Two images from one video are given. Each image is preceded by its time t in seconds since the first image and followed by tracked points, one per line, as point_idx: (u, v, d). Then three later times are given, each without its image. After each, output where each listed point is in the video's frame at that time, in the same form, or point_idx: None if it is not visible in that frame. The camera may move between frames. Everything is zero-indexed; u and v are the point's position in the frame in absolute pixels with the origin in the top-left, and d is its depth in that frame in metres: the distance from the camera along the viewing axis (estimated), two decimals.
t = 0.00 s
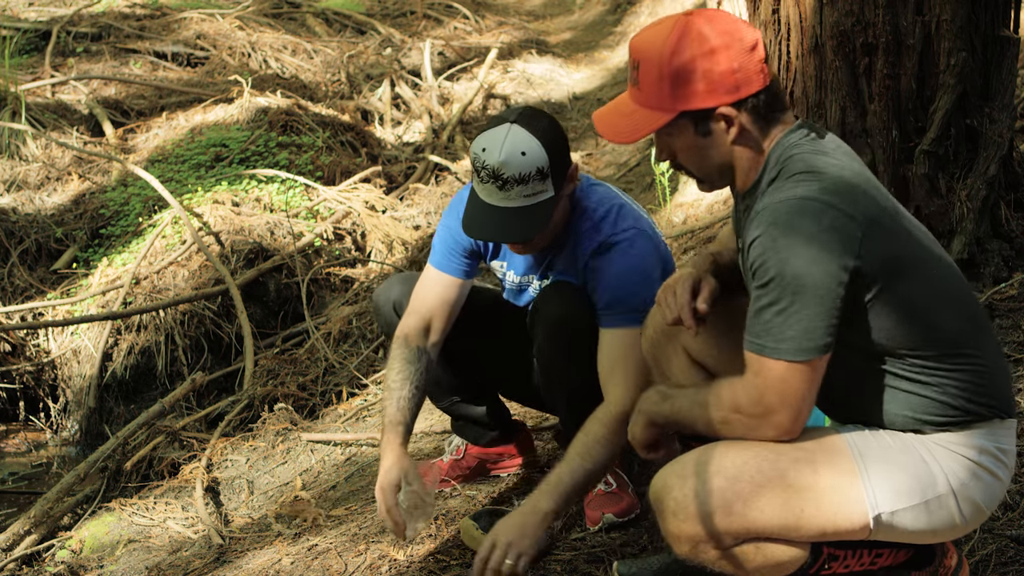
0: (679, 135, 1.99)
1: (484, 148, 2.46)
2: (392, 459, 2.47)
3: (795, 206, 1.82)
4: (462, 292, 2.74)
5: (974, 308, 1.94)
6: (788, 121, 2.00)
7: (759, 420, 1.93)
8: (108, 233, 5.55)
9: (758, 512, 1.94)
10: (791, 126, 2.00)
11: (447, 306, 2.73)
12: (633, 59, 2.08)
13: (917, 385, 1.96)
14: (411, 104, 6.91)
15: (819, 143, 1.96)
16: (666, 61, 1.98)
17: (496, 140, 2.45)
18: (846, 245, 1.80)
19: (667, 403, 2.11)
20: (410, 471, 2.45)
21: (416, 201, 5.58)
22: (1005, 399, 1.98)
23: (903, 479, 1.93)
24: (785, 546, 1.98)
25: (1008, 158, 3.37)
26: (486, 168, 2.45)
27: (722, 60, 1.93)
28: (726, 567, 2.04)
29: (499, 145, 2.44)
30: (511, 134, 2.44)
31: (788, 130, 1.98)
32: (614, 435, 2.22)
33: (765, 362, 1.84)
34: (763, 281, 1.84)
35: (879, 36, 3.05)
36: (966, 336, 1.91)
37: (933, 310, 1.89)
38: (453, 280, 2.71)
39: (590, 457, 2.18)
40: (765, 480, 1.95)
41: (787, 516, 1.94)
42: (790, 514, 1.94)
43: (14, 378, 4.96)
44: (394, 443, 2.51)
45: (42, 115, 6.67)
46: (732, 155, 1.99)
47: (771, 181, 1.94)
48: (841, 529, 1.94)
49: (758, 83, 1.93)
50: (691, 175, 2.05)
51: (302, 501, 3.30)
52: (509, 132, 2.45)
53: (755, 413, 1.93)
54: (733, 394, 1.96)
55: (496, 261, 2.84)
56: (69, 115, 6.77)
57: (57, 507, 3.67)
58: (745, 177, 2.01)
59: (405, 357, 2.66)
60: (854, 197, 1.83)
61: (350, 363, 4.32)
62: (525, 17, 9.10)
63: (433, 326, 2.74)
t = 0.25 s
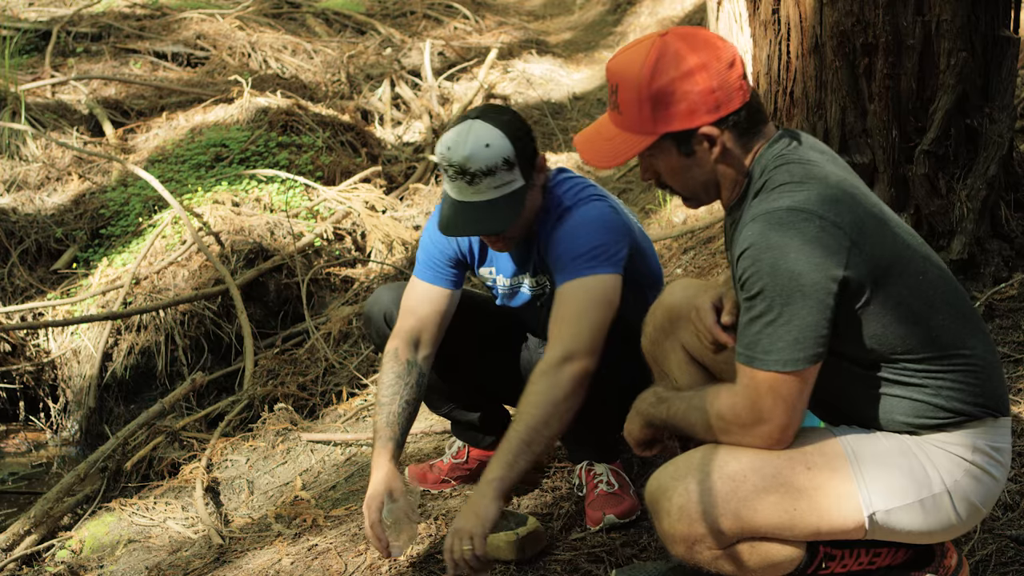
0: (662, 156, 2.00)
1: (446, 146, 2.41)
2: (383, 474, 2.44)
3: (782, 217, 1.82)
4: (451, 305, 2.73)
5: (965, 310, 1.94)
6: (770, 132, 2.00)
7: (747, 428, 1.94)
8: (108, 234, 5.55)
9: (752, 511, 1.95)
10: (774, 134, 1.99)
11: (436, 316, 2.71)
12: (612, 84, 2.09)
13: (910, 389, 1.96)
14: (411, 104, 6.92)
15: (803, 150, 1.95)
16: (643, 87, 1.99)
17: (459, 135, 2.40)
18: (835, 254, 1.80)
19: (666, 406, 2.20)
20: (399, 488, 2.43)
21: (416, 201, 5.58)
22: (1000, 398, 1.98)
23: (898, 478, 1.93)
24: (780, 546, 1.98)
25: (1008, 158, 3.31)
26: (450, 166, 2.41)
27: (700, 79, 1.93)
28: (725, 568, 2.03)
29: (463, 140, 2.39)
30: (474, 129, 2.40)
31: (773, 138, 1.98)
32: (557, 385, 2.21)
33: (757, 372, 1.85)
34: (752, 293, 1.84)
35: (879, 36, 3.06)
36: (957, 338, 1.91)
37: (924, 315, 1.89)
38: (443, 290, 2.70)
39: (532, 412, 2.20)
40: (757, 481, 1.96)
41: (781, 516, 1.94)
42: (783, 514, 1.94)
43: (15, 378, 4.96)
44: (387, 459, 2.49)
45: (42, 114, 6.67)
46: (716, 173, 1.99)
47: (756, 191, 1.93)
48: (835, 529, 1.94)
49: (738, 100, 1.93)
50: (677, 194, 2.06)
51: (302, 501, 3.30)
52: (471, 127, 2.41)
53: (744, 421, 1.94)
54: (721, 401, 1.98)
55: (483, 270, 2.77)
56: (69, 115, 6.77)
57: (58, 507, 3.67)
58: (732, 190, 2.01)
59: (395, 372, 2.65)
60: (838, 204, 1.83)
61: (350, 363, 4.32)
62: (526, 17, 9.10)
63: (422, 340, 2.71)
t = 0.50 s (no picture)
0: (645, 172, 2.00)
1: (409, 158, 2.44)
2: (384, 484, 2.44)
3: (763, 218, 1.83)
4: (446, 302, 2.73)
5: (954, 309, 1.94)
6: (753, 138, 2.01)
7: (734, 430, 1.95)
8: (107, 233, 5.55)
9: (749, 511, 1.95)
10: (758, 139, 2.01)
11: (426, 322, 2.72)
12: (590, 105, 2.08)
13: (900, 389, 1.97)
14: (410, 104, 6.92)
15: (786, 153, 1.96)
16: (621, 106, 1.99)
17: (420, 148, 2.43)
18: (816, 255, 1.81)
19: (661, 410, 2.22)
20: (399, 500, 2.43)
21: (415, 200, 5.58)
22: (996, 398, 1.97)
23: (895, 479, 1.93)
24: (778, 547, 1.98)
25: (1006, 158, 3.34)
26: (415, 178, 2.43)
27: (677, 95, 1.95)
28: (725, 568, 2.03)
29: (421, 151, 2.43)
30: (431, 138, 2.43)
31: (758, 143, 1.99)
32: (534, 411, 2.24)
33: (742, 375, 1.86)
34: (735, 295, 1.85)
35: (878, 35, 3.05)
36: (945, 338, 1.92)
37: (909, 314, 1.90)
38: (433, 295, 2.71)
39: (510, 439, 2.24)
40: (752, 482, 1.96)
41: (778, 516, 1.94)
42: (780, 515, 1.94)
43: (14, 378, 4.95)
44: (388, 470, 2.48)
45: (41, 114, 6.67)
46: (700, 186, 1.99)
47: (739, 195, 1.94)
48: (832, 530, 1.94)
49: (716, 113, 1.95)
50: (663, 210, 2.06)
51: (300, 501, 3.30)
52: (431, 137, 2.44)
53: (732, 423, 1.94)
54: (712, 403, 1.99)
55: (467, 275, 2.82)
56: (68, 115, 6.76)
57: (57, 507, 3.67)
58: (715, 203, 2.01)
59: (393, 379, 2.65)
60: (820, 205, 1.85)
61: (350, 363, 4.32)
62: (525, 17, 9.10)
63: (416, 345, 2.72)
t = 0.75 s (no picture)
0: (637, 173, 2.00)
1: (404, 162, 2.43)
2: (388, 488, 2.40)
3: (757, 215, 1.83)
4: (435, 302, 2.73)
5: (950, 304, 1.94)
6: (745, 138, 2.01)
7: (733, 427, 1.95)
8: (107, 231, 5.55)
9: (751, 510, 1.95)
10: (750, 138, 2.01)
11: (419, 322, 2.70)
12: (581, 108, 2.09)
13: (898, 385, 1.97)
14: (410, 102, 6.91)
15: (779, 151, 1.96)
16: (611, 107, 1.99)
17: (414, 151, 2.42)
18: (811, 251, 1.81)
19: (664, 410, 2.22)
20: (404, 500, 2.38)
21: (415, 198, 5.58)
22: (995, 393, 1.97)
23: (896, 476, 1.93)
24: (780, 545, 1.98)
25: (1008, 156, 3.34)
26: (411, 181, 2.42)
27: (666, 95, 1.95)
28: (726, 567, 2.03)
29: (416, 154, 2.41)
30: (427, 142, 2.43)
31: (751, 141, 2.00)
32: (538, 417, 2.23)
33: (739, 372, 1.86)
34: (730, 291, 1.85)
35: (879, 33, 3.04)
36: (942, 333, 1.92)
37: (906, 310, 1.90)
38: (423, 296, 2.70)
39: (515, 446, 2.22)
40: (754, 480, 1.96)
41: (780, 514, 1.94)
42: (783, 513, 1.94)
43: (14, 376, 4.95)
44: (389, 471, 2.46)
45: (41, 111, 6.66)
46: (692, 187, 1.99)
47: (733, 192, 1.95)
48: (834, 528, 1.94)
49: (706, 112, 1.95)
50: (656, 212, 2.06)
51: (301, 498, 3.30)
52: (425, 140, 2.43)
53: (732, 421, 1.94)
54: (712, 401, 1.99)
55: (459, 271, 2.86)
56: (68, 112, 6.76)
57: (57, 504, 3.67)
58: (709, 204, 2.01)
59: (388, 381, 2.65)
60: (814, 201, 1.85)
61: (350, 361, 4.31)
62: (525, 14, 9.09)
63: (410, 346, 2.71)
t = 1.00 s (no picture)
0: (638, 168, 1.98)
1: (420, 151, 2.39)
2: (389, 483, 2.43)
3: (761, 204, 1.83)
4: (429, 296, 2.71)
5: (954, 293, 1.94)
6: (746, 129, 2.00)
7: (739, 418, 1.95)
8: (110, 219, 5.54)
9: (756, 498, 1.94)
10: (750, 131, 2.00)
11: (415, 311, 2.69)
12: (580, 103, 2.04)
13: (903, 374, 1.96)
14: (413, 91, 6.89)
15: (781, 143, 1.96)
16: (612, 103, 1.95)
17: (432, 140, 2.38)
18: (816, 239, 1.80)
19: (666, 399, 2.20)
20: (406, 498, 2.41)
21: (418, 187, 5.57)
22: (999, 380, 1.97)
23: (901, 464, 1.92)
24: (786, 533, 1.97)
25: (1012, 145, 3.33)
26: (426, 171, 2.38)
27: (667, 90, 1.92)
28: (731, 555, 2.02)
29: (436, 144, 2.38)
30: (446, 132, 2.39)
31: (752, 133, 1.99)
32: (538, 394, 2.26)
33: (746, 362, 1.85)
34: (736, 281, 1.84)
35: (882, 21, 2.99)
36: (946, 322, 1.91)
37: (911, 298, 1.89)
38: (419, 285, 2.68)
39: (514, 421, 2.25)
40: (760, 468, 1.95)
41: (786, 502, 1.93)
42: (788, 501, 1.93)
43: (17, 364, 4.96)
44: (393, 467, 2.48)
45: (43, 100, 6.65)
46: (693, 180, 1.97)
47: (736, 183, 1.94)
48: (840, 516, 1.93)
49: (707, 107, 1.92)
50: (657, 205, 2.04)
51: (304, 486, 3.30)
52: (441, 131, 2.40)
53: (737, 411, 1.93)
54: (717, 390, 1.98)
55: (455, 260, 2.81)
56: (70, 101, 6.74)
57: (60, 492, 3.68)
58: (711, 197, 2.00)
59: (388, 379, 2.66)
60: (817, 190, 1.84)
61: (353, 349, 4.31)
62: (528, 3, 9.05)
63: (408, 341, 2.71)
